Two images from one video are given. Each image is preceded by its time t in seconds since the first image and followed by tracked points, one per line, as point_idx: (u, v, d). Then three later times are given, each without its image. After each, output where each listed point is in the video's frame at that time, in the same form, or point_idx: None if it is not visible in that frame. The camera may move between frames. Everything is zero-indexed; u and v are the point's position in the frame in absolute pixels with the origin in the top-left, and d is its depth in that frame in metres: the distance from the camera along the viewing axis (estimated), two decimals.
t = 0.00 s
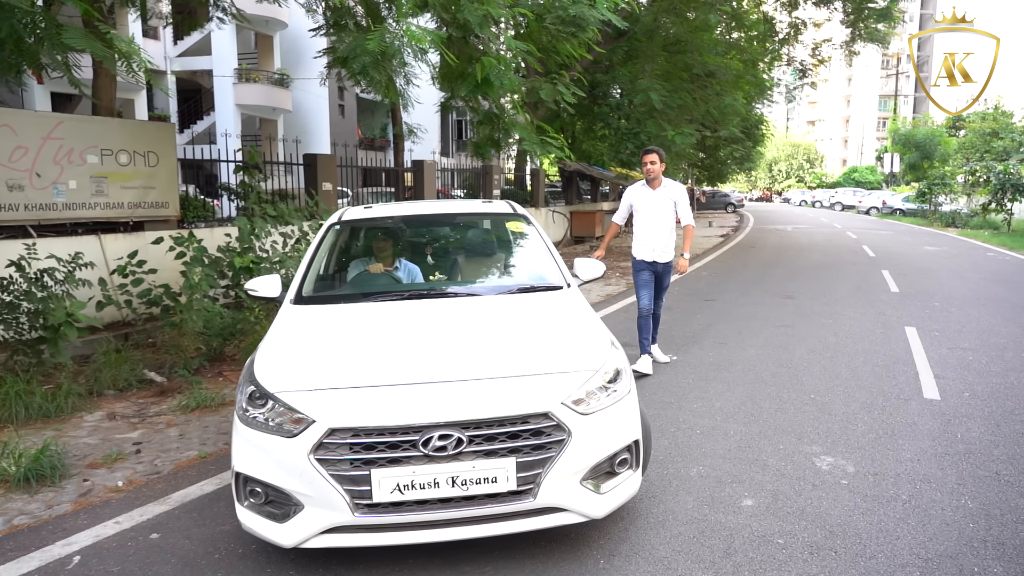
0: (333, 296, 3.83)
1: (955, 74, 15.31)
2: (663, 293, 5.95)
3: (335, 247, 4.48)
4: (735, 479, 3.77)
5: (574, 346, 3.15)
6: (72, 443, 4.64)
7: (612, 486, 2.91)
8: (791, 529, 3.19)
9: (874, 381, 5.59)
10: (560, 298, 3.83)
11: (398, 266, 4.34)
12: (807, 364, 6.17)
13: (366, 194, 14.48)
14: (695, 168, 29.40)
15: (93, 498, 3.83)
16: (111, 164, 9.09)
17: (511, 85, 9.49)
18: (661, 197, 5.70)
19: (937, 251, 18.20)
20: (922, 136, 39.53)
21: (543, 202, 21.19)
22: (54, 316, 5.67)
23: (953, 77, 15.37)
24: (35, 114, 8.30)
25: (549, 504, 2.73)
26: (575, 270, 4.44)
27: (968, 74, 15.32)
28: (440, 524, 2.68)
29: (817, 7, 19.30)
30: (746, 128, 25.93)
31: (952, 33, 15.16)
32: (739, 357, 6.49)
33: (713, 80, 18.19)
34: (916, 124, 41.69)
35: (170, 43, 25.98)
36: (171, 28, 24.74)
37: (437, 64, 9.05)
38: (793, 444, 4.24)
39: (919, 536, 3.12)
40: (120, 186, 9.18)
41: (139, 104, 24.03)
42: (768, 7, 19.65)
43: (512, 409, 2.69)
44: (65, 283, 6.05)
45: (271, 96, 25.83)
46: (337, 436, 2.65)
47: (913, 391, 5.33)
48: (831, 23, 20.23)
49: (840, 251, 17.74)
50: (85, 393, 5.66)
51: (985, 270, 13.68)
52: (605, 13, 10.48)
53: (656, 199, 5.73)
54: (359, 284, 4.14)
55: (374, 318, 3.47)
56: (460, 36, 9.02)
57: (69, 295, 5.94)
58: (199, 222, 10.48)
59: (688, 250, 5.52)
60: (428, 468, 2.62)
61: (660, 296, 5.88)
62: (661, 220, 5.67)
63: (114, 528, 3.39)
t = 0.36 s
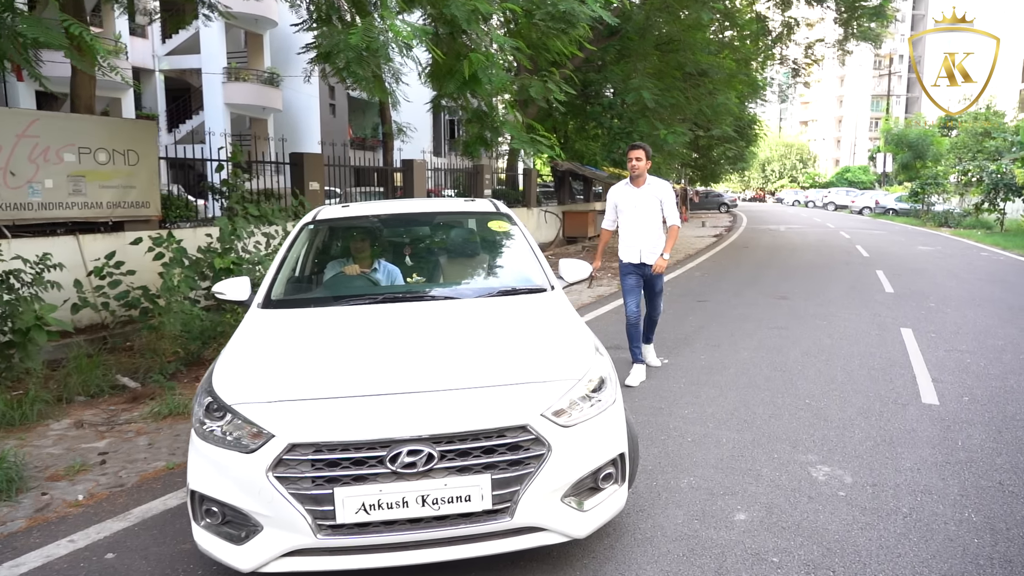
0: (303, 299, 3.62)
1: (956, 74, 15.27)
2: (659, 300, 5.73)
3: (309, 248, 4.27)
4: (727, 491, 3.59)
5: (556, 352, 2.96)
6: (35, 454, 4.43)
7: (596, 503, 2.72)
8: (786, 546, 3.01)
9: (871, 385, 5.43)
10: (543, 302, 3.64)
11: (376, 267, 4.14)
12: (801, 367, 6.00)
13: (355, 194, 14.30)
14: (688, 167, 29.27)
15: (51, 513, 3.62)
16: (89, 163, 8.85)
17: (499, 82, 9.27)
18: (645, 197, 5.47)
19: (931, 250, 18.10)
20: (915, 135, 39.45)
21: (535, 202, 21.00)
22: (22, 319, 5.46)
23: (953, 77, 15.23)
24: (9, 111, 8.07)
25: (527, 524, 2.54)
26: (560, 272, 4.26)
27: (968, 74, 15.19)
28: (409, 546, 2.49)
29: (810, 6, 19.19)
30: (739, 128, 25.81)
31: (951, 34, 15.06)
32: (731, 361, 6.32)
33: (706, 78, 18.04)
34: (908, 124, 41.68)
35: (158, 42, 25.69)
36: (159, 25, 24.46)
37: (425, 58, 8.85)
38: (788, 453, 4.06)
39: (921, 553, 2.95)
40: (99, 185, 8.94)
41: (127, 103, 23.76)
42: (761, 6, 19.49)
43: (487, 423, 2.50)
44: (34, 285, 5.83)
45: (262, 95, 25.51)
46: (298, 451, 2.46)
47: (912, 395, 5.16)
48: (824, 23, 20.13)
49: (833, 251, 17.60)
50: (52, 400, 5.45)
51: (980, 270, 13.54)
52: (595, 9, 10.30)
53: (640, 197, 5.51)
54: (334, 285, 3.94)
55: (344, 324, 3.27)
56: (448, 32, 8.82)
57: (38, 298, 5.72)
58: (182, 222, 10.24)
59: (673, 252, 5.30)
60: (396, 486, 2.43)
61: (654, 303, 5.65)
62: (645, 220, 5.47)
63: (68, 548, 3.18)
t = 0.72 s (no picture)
0: (273, 310, 3.42)
1: (955, 74, 15.15)
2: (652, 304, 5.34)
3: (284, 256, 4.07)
4: (724, 509, 3.40)
5: (539, 367, 2.77)
6: None
7: (582, 530, 2.53)
8: (787, 573, 2.82)
9: (872, 392, 5.25)
10: (527, 310, 3.44)
11: (355, 274, 3.94)
12: (800, 373, 5.82)
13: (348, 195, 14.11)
14: (685, 168, 29.13)
15: (9, 535, 3.42)
16: (71, 165, 8.64)
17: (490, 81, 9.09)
18: (632, 196, 5.23)
19: (928, 251, 17.96)
20: (912, 135, 39.35)
21: (530, 203, 20.83)
22: None
23: (953, 77, 15.09)
24: None
25: (506, 554, 2.35)
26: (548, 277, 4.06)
27: (967, 74, 15.07)
28: None
29: (807, 6, 19.06)
30: (736, 128, 25.66)
31: (952, 34, 15.00)
32: (728, 366, 6.15)
33: (701, 78, 17.89)
34: (905, 123, 41.58)
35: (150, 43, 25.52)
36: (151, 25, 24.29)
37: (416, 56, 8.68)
38: (787, 467, 3.88)
39: None
40: (80, 188, 8.74)
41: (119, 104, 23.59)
42: (757, 6, 19.36)
43: (462, 446, 2.31)
44: (7, 292, 5.64)
45: (254, 97, 25.27)
46: (256, 478, 2.26)
47: (915, 403, 4.99)
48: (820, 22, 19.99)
49: (831, 252, 17.46)
50: (24, 412, 5.26)
51: (980, 271, 13.37)
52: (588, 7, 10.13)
53: (627, 197, 5.27)
54: (309, 294, 3.73)
55: (314, 336, 3.07)
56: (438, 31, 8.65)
57: (12, 306, 5.53)
58: (167, 225, 10.02)
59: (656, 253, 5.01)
60: (362, 515, 2.24)
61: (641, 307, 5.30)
62: (631, 222, 5.22)
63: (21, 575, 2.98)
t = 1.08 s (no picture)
0: (243, 319, 3.20)
1: (956, 74, 14.93)
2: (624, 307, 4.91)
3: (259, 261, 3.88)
4: (722, 528, 3.20)
5: (522, 380, 2.57)
6: None
7: (567, 558, 2.33)
8: None
9: (878, 400, 5.05)
10: (513, 317, 3.23)
11: (337, 278, 3.74)
12: (803, 380, 5.62)
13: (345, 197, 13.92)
14: (685, 168, 28.93)
15: None
16: (56, 166, 8.46)
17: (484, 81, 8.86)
18: (618, 197, 4.93)
19: (931, 251, 17.76)
20: (913, 134, 39.07)
21: (529, 204, 20.62)
22: None
23: (953, 77, 14.87)
24: None
25: None
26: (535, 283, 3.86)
27: (968, 74, 14.85)
28: None
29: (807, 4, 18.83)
30: (736, 128, 25.45)
31: (950, 35, 14.70)
32: (728, 372, 5.96)
33: (701, 77, 17.68)
34: (906, 122, 41.35)
35: (146, 44, 25.36)
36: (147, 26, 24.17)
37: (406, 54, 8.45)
38: (789, 482, 3.69)
39: None
40: (65, 190, 8.54)
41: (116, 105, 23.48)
42: (757, 5, 19.12)
43: (434, 470, 2.12)
44: None
45: (251, 98, 25.08)
46: (208, 506, 2.07)
47: (923, 411, 4.79)
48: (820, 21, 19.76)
49: (833, 253, 17.24)
50: None
51: (985, 272, 13.16)
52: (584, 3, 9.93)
53: (614, 199, 4.98)
54: (285, 300, 3.53)
55: (284, 346, 2.87)
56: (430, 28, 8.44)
57: None
58: (155, 227, 9.80)
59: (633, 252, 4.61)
60: (324, 546, 2.04)
61: (608, 310, 4.93)
62: (616, 225, 4.94)
63: None
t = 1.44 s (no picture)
0: (205, 330, 3.01)
1: (956, 74, 14.75)
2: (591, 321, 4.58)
3: (232, 268, 3.69)
4: (717, 550, 3.01)
5: (497, 397, 2.37)
6: None
7: None
8: None
9: (881, 409, 4.86)
10: (493, 326, 3.03)
11: (315, 283, 3.55)
12: (803, 388, 5.43)
13: (341, 198, 13.75)
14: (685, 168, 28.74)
15: None
16: (38, 167, 8.26)
17: (477, 80, 8.67)
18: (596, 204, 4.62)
19: (933, 252, 17.58)
20: (914, 134, 38.88)
21: (527, 205, 20.44)
22: None
23: (953, 77, 14.71)
24: None
25: None
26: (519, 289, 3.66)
27: (968, 74, 14.68)
28: None
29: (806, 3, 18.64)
30: (735, 129, 25.29)
31: (950, 35, 14.51)
32: (725, 379, 5.77)
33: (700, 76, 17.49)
34: (907, 123, 41.17)
35: (142, 45, 25.19)
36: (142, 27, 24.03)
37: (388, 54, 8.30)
38: (789, 498, 3.50)
39: None
40: (49, 192, 8.36)
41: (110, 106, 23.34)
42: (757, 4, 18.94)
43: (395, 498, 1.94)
44: None
45: (247, 99, 24.91)
46: (147, 539, 1.88)
47: (927, 421, 4.60)
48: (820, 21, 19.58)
49: (833, 254, 17.05)
50: None
51: (988, 273, 12.98)
52: None
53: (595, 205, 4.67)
54: (257, 307, 3.34)
55: (237, 359, 2.71)
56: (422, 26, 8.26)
57: None
58: (143, 230, 9.60)
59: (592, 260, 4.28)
60: None
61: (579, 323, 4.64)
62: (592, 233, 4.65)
63: None
